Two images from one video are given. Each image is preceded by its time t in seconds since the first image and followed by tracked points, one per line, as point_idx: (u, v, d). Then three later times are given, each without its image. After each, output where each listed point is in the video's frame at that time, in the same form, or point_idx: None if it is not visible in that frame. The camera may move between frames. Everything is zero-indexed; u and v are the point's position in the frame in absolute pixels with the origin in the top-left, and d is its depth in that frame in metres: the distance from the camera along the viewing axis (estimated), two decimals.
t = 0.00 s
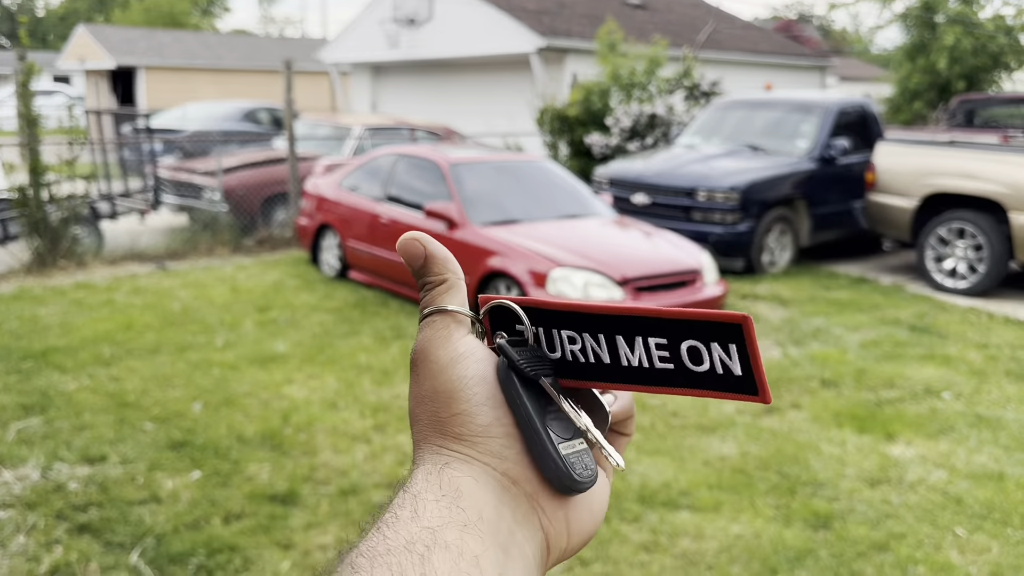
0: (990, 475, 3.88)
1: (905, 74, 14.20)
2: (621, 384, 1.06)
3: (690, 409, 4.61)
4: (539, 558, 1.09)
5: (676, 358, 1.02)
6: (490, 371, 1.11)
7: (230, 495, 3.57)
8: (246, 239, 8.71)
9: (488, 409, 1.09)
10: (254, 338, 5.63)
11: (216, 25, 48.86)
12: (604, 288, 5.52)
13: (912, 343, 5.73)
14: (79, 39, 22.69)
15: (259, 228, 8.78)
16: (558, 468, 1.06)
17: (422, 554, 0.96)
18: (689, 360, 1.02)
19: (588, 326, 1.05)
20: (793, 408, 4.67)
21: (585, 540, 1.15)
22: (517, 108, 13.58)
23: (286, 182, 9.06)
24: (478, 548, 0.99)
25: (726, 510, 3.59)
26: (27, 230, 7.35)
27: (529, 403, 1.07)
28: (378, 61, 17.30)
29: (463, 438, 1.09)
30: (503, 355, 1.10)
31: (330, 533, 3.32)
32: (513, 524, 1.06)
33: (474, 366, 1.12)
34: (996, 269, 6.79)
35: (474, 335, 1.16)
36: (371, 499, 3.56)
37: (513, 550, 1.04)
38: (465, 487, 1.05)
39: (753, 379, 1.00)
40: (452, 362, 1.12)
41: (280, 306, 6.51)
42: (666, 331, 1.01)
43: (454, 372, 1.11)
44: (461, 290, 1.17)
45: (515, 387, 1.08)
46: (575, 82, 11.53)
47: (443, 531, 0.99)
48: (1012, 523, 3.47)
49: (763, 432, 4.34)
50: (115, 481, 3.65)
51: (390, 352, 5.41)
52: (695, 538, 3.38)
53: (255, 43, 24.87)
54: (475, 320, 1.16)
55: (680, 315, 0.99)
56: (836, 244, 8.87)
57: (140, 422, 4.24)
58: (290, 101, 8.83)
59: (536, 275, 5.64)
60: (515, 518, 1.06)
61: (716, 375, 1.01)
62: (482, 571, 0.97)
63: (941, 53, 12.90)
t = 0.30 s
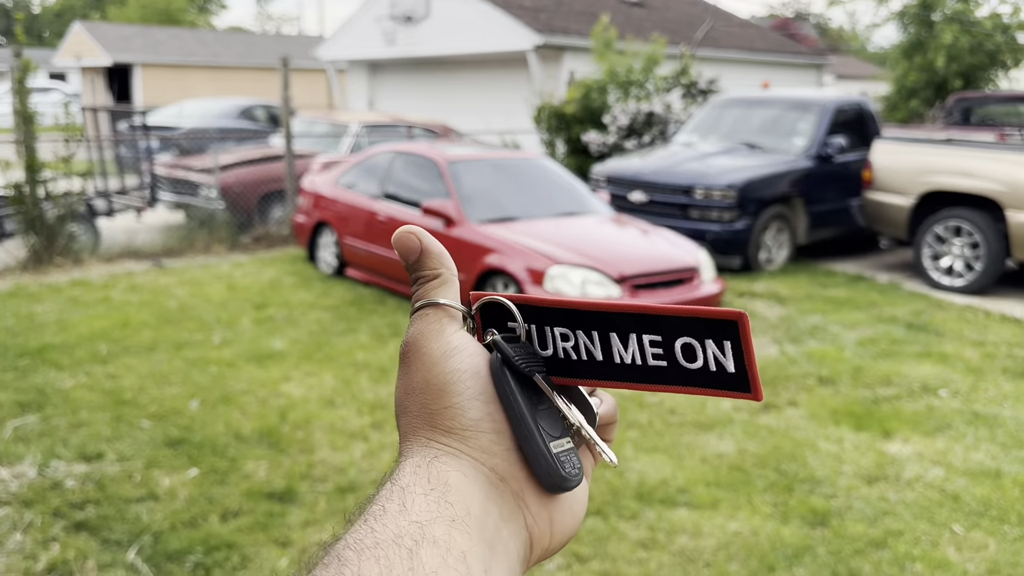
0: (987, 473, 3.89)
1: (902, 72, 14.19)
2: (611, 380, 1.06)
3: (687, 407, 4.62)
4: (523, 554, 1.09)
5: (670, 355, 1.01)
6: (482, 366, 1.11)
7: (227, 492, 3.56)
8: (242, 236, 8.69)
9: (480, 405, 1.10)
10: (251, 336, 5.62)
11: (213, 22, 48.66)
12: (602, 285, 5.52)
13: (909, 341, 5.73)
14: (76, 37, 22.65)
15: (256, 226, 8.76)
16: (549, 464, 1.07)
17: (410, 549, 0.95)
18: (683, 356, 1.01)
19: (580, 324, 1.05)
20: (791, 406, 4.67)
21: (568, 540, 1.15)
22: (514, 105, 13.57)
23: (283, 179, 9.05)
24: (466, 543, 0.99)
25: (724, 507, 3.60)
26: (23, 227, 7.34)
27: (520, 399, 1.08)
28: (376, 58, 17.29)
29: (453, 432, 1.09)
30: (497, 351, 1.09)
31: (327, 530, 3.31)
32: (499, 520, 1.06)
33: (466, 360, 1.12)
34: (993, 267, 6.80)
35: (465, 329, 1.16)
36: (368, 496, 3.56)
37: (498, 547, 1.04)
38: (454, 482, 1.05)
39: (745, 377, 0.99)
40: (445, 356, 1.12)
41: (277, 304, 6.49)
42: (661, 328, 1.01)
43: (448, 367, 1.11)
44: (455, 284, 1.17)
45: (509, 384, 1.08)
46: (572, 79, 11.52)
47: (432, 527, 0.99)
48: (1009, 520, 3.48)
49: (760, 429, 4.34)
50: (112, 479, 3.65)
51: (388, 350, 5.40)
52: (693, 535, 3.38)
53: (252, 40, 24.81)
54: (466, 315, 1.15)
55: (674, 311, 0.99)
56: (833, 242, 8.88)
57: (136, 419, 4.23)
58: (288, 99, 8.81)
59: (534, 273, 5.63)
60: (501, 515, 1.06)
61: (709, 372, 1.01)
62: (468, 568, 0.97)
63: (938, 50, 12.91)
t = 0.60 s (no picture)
0: (981, 470, 3.92)
1: (896, 71, 14.18)
2: (620, 377, 1.07)
3: (683, 406, 4.63)
4: (531, 547, 1.10)
5: (680, 352, 1.02)
6: (493, 362, 1.12)
7: (224, 494, 3.57)
8: (238, 238, 8.68)
9: (490, 400, 1.11)
10: (247, 337, 5.62)
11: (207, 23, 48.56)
12: (598, 285, 5.53)
13: (903, 339, 5.76)
14: (68, 38, 22.60)
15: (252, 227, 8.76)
16: (556, 458, 1.08)
17: (423, 541, 0.96)
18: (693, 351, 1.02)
19: (592, 319, 1.06)
20: (786, 405, 4.69)
21: (572, 533, 1.17)
22: (508, 106, 13.56)
23: (278, 181, 9.04)
24: (476, 537, 1.00)
25: (720, 506, 3.62)
26: (18, 229, 7.33)
27: (530, 393, 1.08)
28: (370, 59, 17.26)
29: (463, 425, 1.10)
30: (508, 346, 1.10)
31: (324, 531, 3.33)
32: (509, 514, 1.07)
33: (477, 355, 1.13)
34: (987, 265, 6.83)
35: (475, 325, 1.16)
36: (365, 497, 3.57)
37: (508, 539, 1.05)
38: (464, 475, 1.06)
39: (754, 373, 1.00)
40: (456, 351, 1.13)
41: (273, 305, 6.49)
42: (671, 324, 1.02)
43: (458, 360, 1.12)
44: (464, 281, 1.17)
45: (520, 380, 1.08)
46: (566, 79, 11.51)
47: (444, 520, 1.00)
48: (1004, 518, 3.50)
49: (755, 428, 4.36)
50: (109, 481, 3.65)
51: (383, 351, 5.41)
52: (689, 535, 3.40)
53: (246, 40, 24.73)
54: (477, 311, 1.16)
55: (684, 306, 1.00)
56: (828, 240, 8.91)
57: (132, 421, 4.23)
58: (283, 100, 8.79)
59: (530, 273, 5.64)
60: (510, 508, 1.08)
61: (717, 368, 1.02)
62: (479, 562, 0.98)
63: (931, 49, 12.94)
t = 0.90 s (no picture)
0: (974, 466, 3.94)
1: (888, 69, 14.23)
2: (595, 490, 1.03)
3: (677, 405, 4.64)
4: None
5: (657, 475, 1.01)
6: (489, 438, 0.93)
7: (218, 496, 3.57)
8: (233, 240, 8.67)
9: (476, 467, 0.87)
10: (242, 339, 5.61)
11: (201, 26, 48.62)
12: (592, 285, 5.55)
13: (896, 336, 5.78)
14: (62, 42, 22.57)
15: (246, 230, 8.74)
16: (529, 558, 0.84)
17: None
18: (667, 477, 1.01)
19: (582, 432, 1.01)
20: (779, 403, 4.70)
21: None
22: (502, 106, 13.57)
23: (272, 183, 9.04)
24: None
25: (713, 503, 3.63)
26: (11, 233, 7.31)
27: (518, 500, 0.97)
28: (364, 61, 17.27)
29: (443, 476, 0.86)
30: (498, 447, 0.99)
31: (319, 533, 3.33)
32: None
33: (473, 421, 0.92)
34: (979, 262, 6.85)
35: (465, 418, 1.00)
36: (360, 499, 3.58)
37: None
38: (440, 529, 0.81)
39: (720, 508, 0.99)
40: (455, 410, 0.93)
41: (267, 307, 6.49)
42: (653, 447, 1.01)
43: (446, 420, 0.91)
44: (470, 344, 1.01)
45: (503, 473, 0.87)
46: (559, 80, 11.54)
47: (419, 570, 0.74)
48: (997, 514, 3.52)
49: (749, 426, 4.37)
50: (103, 485, 3.65)
51: (378, 352, 5.41)
52: (684, 533, 3.41)
53: (239, 43, 24.71)
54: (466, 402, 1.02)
55: (676, 433, 1.00)
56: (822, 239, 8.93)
57: (126, 425, 4.22)
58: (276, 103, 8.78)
59: (524, 274, 5.65)
60: None
61: (690, 496, 1.01)
62: None
63: (922, 47, 13.04)
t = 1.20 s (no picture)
0: (956, 458, 4.06)
1: (873, 70, 14.45)
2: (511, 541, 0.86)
3: (666, 400, 4.75)
4: None
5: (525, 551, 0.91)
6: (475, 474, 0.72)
7: (217, 495, 3.67)
8: (232, 243, 8.75)
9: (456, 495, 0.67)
10: (239, 341, 5.70)
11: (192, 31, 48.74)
12: (581, 284, 5.66)
13: (880, 332, 5.91)
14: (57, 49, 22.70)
15: (243, 233, 8.83)
16: None
17: None
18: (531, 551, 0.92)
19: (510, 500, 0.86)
20: (766, 398, 4.82)
21: None
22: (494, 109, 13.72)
23: (268, 187, 9.14)
24: None
25: (701, 496, 3.74)
26: (10, 238, 7.38)
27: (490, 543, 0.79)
28: (357, 66, 17.43)
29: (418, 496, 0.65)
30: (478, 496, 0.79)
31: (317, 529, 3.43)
32: None
33: (458, 444, 0.70)
34: (961, 260, 6.99)
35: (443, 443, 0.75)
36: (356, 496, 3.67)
37: None
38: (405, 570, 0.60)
39: None
40: (451, 425, 0.71)
41: (264, 309, 6.58)
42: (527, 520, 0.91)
43: (429, 431, 0.68)
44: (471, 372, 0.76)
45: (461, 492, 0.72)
46: (550, 83, 11.70)
47: None
48: (978, 505, 3.64)
49: (737, 421, 4.48)
50: (105, 485, 3.74)
51: (373, 352, 5.51)
52: (672, 526, 3.52)
53: (232, 48, 24.83)
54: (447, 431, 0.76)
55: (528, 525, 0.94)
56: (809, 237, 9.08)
57: (126, 425, 4.31)
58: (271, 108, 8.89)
59: (515, 274, 5.77)
60: None
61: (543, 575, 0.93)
62: None
63: (906, 50, 13.30)
